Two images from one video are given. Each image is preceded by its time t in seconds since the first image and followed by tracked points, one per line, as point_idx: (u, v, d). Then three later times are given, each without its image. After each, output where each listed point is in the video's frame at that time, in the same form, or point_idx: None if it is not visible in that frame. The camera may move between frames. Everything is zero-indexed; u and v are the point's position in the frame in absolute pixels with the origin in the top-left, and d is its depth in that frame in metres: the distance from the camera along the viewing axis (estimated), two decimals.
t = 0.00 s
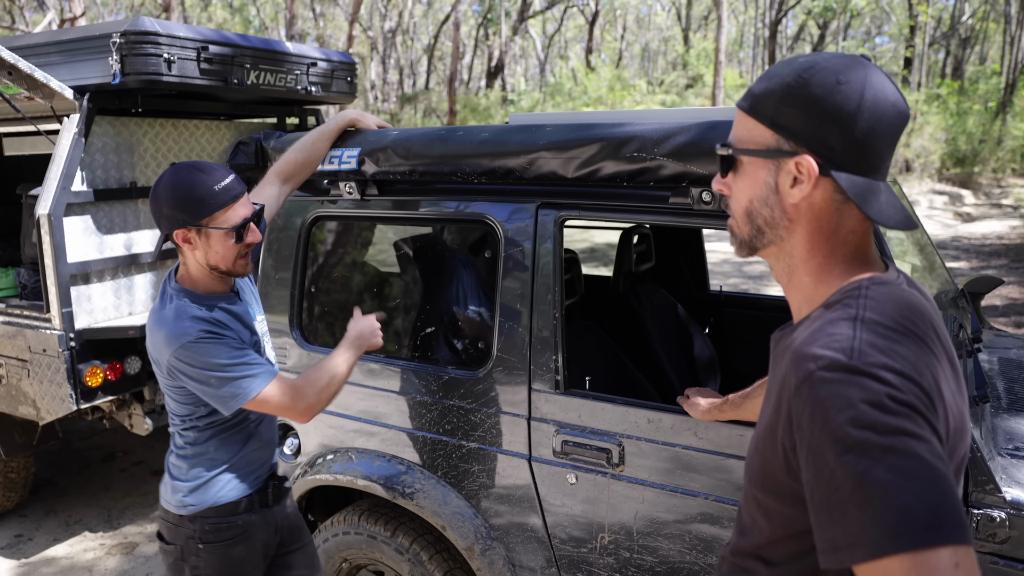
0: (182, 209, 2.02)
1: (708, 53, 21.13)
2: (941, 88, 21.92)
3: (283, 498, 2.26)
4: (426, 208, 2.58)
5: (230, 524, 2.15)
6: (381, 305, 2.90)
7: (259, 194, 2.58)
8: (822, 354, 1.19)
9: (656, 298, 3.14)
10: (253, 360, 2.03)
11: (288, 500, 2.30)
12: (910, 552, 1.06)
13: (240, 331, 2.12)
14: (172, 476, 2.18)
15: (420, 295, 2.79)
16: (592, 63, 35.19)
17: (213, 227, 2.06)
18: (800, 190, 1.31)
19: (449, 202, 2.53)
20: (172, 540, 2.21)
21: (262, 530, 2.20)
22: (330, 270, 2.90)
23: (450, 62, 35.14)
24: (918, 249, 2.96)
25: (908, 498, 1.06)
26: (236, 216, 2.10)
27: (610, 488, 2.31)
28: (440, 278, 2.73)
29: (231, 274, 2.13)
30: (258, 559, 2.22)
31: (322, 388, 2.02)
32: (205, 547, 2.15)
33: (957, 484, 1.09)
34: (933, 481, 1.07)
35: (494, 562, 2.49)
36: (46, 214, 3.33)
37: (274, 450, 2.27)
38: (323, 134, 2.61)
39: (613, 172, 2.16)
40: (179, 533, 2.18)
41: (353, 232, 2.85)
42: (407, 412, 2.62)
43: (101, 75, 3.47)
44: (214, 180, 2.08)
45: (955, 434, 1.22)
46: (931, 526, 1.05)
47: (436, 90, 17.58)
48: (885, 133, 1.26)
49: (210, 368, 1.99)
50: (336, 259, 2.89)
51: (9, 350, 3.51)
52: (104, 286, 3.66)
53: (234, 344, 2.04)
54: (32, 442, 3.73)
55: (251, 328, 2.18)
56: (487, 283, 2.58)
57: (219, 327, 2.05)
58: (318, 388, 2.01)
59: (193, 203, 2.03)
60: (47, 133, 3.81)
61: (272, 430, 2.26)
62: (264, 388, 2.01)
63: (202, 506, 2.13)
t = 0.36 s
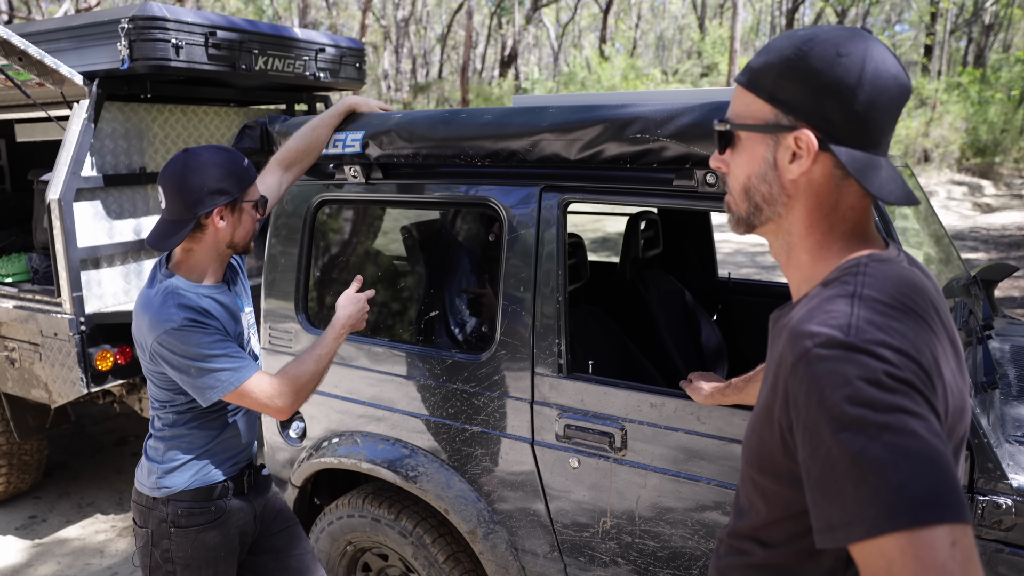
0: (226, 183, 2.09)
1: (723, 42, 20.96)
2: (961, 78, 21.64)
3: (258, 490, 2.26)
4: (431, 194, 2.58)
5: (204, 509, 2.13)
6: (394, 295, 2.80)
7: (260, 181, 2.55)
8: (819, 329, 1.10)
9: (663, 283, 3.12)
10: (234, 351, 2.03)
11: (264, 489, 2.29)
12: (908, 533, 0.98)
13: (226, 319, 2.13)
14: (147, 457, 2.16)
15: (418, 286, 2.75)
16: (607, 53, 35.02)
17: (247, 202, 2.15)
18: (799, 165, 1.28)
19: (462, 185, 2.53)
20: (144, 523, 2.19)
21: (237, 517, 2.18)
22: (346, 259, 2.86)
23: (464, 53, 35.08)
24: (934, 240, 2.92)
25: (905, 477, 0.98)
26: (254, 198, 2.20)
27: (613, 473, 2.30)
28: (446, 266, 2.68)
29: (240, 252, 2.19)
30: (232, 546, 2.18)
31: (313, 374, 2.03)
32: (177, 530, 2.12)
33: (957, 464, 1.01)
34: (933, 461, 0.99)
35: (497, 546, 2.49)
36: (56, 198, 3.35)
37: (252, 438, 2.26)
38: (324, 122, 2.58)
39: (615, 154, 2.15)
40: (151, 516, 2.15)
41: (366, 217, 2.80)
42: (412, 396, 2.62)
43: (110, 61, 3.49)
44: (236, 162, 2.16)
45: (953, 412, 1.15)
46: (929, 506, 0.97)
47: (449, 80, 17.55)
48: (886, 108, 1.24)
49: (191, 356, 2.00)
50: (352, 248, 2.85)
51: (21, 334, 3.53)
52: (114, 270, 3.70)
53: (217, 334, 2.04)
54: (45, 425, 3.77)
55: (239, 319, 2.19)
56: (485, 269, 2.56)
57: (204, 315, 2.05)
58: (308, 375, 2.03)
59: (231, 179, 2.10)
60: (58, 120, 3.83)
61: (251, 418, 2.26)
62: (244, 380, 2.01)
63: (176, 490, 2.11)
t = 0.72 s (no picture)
0: (244, 161, 2.10)
1: (745, 29, 20.72)
2: (989, 64, 21.24)
3: (266, 471, 2.27)
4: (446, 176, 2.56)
5: (212, 490, 2.14)
6: (410, 281, 2.78)
7: (276, 163, 2.54)
8: (831, 307, 1.06)
9: (680, 269, 3.09)
10: (244, 330, 2.04)
11: (271, 470, 2.29)
12: (919, 515, 0.96)
13: (240, 298, 2.13)
14: (156, 437, 2.18)
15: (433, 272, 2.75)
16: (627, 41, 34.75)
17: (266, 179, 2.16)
18: (811, 142, 1.24)
19: (479, 168, 2.50)
20: (152, 505, 2.20)
21: (244, 498, 2.19)
22: (366, 248, 2.86)
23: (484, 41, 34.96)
24: (959, 229, 2.86)
25: (918, 458, 0.95)
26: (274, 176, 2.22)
27: (625, 458, 2.28)
28: (459, 254, 2.69)
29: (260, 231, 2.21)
30: (241, 524, 2.20)
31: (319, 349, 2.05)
32: (186, 511, 2.14)
33: (972, 445, 0.98)
34: (947, 440, 0.96)
35: (509, 530, 2.49)
36: (74, 181, 3.38)
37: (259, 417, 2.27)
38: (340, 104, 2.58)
39: (630, 135, 2.12)
40: (159, 497, 2.16)
41: (385, 203, 2.80)
42: (425, 379, 2.62)
43: (128, 45, 3.51)
44: (256, 140, 2.17)
45: (968, 392, 1.11)
46: (942, 488, 0.95)
47: (469, 67, 17.49)
48: (900, 81, 1.21)
49: (202, 328, 2.00)
50: (371, 236, 2.85)
51: (41, 316, 3.57)
52: (134, 254, 3.73)
53: (230, 311, 2.04)
54: (65, 407, 3.81)
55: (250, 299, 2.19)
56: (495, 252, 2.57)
57: (220, 290, 2.06)
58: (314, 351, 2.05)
59: (250, 157, 2.11)
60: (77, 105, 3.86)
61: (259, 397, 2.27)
62: (251, 357, 2.01)
63: (185, 470, 2.13)
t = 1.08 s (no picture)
0: (257, 147, 2.06)
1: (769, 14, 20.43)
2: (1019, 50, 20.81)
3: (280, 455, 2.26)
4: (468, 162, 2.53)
5: (229, 473, 2.13)
6: (429, 267, 2.75)
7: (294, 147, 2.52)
8: (868, 298, 1.01)
9: (703, 257, 3.07)
10: (257, 318, 2.01)
11: (286, 454, 2.29)
12: (963, 519, 0.91)
13: (255, 286, 2.11)
14: (173, 420, 2.16)
15: (447, 258, 2.72)
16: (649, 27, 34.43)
17: (280, 169, 2.12)
18: (848, 124, 1.19)
19: (500, 154, 2.46)
20: (168, 489, 2.18)
21: (261, 482, 2.18)
22: (386, 236, 2.83)
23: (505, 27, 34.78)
24: (992, 218, 2.78)
25: (961, 460, 0.91)
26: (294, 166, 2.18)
27: (647, 449, 2.24)
28: (474, 241, 2.66)
29: (272, 221, 2.17)
30: (259, 505, 2.19)
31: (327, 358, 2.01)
32: (203, 494, 2.12)
33: (1019, 444, 0.93)
34: (992, 440, 0.91)
35: (528, 520, 2.47)
36: (95, 166, 3.38)
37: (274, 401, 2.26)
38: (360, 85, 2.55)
39: (655, 119, 2.06)
40: (176, 481, 2.15)
41: (406, 190, 2.77)
42: (444, 367, 2.59)
43: (148, 29, 3.50)
44: (279, 128, 2.14)
45: (1013, 389, 1.06)
46: (986, 491, 0.90)
47: (489, 54, 17.39)
48: (946, 60, 1.14)
49: (215, 311, 1.98)
50: (391, 223, 2.81)
51: (62, 301, 3.58)
52: (154, 239, 3.72)
53: (244, 298, 2.02)
54: (87, 391, 3.82)
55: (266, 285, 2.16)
56: (518, 239, 2.53)
57: (236, 275, 2.04)
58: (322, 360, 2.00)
59: (267, 144, 2.07)
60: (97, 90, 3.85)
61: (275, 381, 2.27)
62: (257, 348, 1.98)
63: (201, 453, 2.12)
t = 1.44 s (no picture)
0: (248, 143, 1.97)
1: None
2: None
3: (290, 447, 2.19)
4: (488, 145, 2.45)
5: (239, 465, 2.06)
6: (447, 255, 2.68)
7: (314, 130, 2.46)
8: (931, 292, 0.93)
9: (730, 245, 2.97)
10: (212, 338, 1.87)
11: (297, 445, 2.25)
12: None
13: (252, 287, 1.98)
14: (182, 411, 2.10)
15: (465, 245, 2.66)
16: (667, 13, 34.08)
17: (271, 168, 1.99)
18: (896, 103, 1.10)
19: (520, 137, 2.39)
20: (178, 482, 2.11)
21: (270, 475, 2.12)
22: (403, 222, 2.78)
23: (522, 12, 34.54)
24: None
25: None
26: (297, 168, 2.01)
27: (672, 443, 2.17)
28: (492, 228, 2.59)
29: (278, 223, 2.05)
30: (269, 502, 2.12)
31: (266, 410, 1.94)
32: (213, 487, 2.06)
33: None
34: None
35: (549, 514, 2.41)
36: (108, 150, 3.34)
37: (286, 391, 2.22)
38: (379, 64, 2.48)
39: (685, 101, 1.97)
40: (185, 474, 2.08)
41: (423, 174, 2.70)
42: (462, 357, 2.53)
43: (162, 10, 3.43)
44: (285, 128, 1.99)
45: None
46: None
47: (506, 39, 17.25)
48: (999, 24, 1.05)
49: (191, 309, 1.90)
50: (408, 210, 2.76)
51: (77, 287, 3.54)
52: (169, 224, 3.67)
53: (221, 305, 1.89)
54: (102, 377, 3.79)
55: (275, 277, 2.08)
56: (538, 227, 2.45)
57: (232, 274, 1.91)
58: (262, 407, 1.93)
59: (259, 140, 1.97)
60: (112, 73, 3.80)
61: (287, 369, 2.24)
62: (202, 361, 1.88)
63: (212, 443, 2.05)
